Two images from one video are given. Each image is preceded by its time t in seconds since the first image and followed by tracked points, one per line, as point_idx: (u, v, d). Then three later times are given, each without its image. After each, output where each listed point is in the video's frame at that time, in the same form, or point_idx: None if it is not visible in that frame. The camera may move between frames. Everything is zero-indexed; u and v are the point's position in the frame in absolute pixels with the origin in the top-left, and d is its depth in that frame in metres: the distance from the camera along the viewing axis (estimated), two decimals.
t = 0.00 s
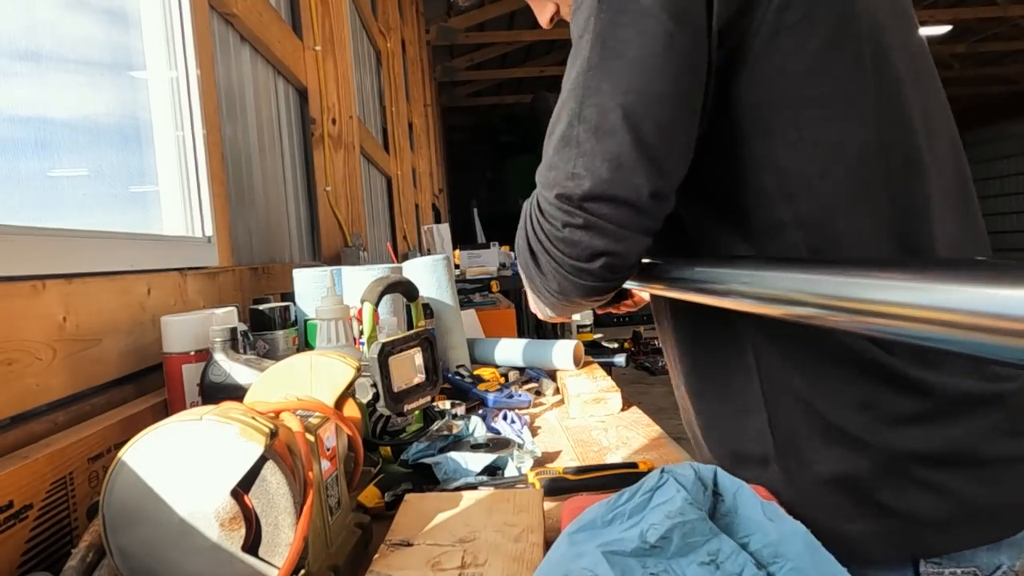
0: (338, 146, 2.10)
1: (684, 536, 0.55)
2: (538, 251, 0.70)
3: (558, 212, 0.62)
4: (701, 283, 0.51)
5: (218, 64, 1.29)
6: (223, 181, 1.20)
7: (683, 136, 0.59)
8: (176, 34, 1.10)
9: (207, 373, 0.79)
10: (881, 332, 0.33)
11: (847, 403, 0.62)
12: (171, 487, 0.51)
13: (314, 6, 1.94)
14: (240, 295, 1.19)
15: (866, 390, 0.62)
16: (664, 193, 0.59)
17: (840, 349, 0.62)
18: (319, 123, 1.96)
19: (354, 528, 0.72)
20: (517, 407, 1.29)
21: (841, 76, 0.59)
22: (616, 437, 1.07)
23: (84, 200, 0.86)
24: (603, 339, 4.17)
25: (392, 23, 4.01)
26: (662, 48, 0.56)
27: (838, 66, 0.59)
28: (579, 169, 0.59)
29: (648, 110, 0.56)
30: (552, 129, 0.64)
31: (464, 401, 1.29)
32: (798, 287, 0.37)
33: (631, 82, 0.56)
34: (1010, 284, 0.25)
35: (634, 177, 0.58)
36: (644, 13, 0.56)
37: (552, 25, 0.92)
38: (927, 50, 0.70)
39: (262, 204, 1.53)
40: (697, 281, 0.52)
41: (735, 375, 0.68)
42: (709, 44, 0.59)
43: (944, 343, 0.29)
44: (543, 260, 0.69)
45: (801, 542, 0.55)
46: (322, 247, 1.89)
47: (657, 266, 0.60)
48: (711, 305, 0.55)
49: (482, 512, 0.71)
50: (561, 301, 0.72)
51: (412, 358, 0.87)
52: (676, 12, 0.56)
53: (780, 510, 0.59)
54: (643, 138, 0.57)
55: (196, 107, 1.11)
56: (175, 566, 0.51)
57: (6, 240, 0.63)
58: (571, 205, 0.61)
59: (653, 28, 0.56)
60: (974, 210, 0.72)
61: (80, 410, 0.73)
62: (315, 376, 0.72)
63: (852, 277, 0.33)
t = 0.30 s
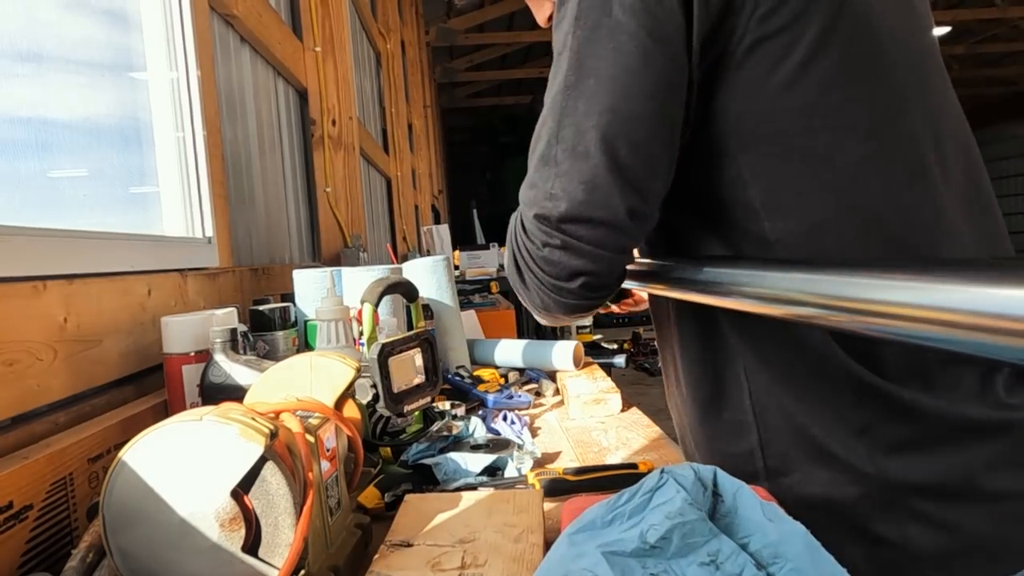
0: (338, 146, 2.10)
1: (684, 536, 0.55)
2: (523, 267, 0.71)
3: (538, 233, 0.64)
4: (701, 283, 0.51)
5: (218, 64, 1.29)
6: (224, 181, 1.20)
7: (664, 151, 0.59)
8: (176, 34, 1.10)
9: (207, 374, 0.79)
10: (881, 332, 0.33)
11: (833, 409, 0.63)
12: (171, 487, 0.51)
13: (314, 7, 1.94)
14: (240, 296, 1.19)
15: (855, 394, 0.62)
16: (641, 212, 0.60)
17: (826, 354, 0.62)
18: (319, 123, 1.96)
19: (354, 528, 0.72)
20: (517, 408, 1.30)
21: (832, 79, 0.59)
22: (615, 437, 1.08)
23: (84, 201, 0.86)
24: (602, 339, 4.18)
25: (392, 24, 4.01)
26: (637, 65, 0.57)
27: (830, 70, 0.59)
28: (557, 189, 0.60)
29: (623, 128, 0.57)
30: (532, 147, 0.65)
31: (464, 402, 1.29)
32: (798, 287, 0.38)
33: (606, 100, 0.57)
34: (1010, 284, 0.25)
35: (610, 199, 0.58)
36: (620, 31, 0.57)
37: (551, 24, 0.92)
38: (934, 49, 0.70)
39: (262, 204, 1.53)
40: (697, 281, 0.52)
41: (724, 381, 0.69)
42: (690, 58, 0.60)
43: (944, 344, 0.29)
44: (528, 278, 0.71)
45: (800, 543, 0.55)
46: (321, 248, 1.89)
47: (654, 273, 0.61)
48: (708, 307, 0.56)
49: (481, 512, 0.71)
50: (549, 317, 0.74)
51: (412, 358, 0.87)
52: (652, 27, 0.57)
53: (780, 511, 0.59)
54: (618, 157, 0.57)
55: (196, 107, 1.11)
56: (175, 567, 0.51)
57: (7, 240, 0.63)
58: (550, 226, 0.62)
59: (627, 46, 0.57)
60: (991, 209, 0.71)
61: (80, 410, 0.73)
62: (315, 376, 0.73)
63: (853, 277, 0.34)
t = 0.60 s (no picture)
0: (338, 146, 2.10)
1: (684, 536, 0.55)
2: (535, 280, 0.72)
3: (551, 242, 0.64)
4: (700, 283, 0.51)
5: (218, 64, 1.29)
6: (223, 181, 1.20)
7: (667, 152, 0.60)
8: (176, 34, 1.10)
9: (207, 374, 0.79)
10: (881, 332, 0.33)
11: (832, 410, 0.63)
12: (172, 488, 0.51)
13: (314, 7, 1.94)
14: (240, 296, 1.19)
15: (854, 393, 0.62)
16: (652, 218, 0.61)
17: (827, 354, 0.63)
18: (319, 123, 1.96)
19: (354, 528, 0.72)
20: (516, 407, 1.30)
21: (832, 78, 0.59)
22: (615, 437, 1.07)
23: (85, 201, 0.86)
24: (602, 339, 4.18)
25: (392, 24, 4.01)
26: (639, 71, 0.58)
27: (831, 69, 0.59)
28: (566, 198, 0.61)
29: (628, 134, 0.58)
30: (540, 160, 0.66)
31: (464, 402, 1.29)
32: (798, 287, 0.38)
33: (609, 107, 0.58)
34: (1010, 284, 0.25)
35: (619, 206, 0.59)
36: (622, 38, 0.58)
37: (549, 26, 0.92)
38: (931, 48, 0.70)
39: (262, 204, 1.53)
40: (697, 280, 0.51)
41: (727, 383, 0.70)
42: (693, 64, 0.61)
43: (944, 344, 0.29)
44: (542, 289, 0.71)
45: (801, 542, 0.55)
46: (321, 247, 1.89)
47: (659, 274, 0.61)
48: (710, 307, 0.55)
49: (481, 512, 0.71)
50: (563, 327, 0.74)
51: (412, 358, 0.87)
52: (653, 33, 0.58)
53: (780, 511, 0.59)
54: (626, 162, 0.58)
55: (196, 106, 1.12)
56: (175, 567, 0.51)
57: (8, 240, 0.63)
58: (564, 236, 0.62)
59: (629, 52, 0.58)
60: (995, 208, 0.70)
61: (80, 410, 0.73)
62: (314, 376, 0.73)
63: (853, 277, 0.34)
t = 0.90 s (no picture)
0: (338, 146, 2.09)
1: (684, 536, 0.55)
2: (550, 271, 0.70)
3: (572, 236, 0.63)
4: (701, 283, 0.51)
5: (218, 63, 1.29)
6: (223, 181, 1.20)
7: (697, 142, 0.59)
8: (176, 34, 1.10)
9: (207, 373, 0.79)
10: (881, 332, 0.33)
11: (856, 404, 0.62)
12: (172, 487, 0.51)
13: (314, 6, 1.94)
14: (240, 295, 1.19)
15: (878, 389, 0.61)
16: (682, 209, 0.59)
17: (850, 349, 0.62)
18: (319, 122, 1.96)
19: (354, 528, 0.72)
20: (517, 407, 1.30)
21: (836, 77, 0.59)
22: (615, 437, 1.07)
23: (84, 201, 0.86)
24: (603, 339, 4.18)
25: (392, 24, 4.01)
26: (679, 49, 0.56)
27: (860, 63, 0.59)
28: (591, 185, 0.60)
29: (664, 116, 0.56)
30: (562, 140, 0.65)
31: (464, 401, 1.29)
32: (799, 287, 0.38)
33: (647, 89, 0.57)
34: (1010, 284, 0.25)
35: (650, 196, 0.58)
36: (662, 12, 0.56)
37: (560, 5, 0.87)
38: (973, 38, 0.68)
39: (263, 204, 1.53)
40: (698, 280, 0.51)
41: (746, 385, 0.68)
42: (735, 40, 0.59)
43: (943, 345, 0.29)
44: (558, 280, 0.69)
45: (801, 543, 0.55)
46: (321, 247, 1.89)
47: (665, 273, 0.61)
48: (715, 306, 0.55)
49: (481, 512, 0.71)
50: (574, 321, 0.73)
51: (412, 358, 0.87)
52: (694, 10, 0.56)
53: (780, 511, 0.59)
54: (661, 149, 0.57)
55: (196, 105, 1.12)
56: (175, 566, 0.51)
57: (8, 239, 0.63)
58: (587, 228, 0.61)
59: (670, 28, 0.56)
60: None
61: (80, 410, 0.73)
62: (314, 375, 0.73)
63: (853, 277, 0.34)
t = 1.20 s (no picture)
0: (338, 146, 2.10)
1: (684, 536, 0.55)
2: (553, 265, 0.70)
3: (578, 230, 0.63)
4: (702, 283, 0.51)
5: (218, 64, 1.29)
6: (223, 181, 1.20)
7: (712, 146, 0.58)
8: (176, 35, 1.10)
9: (207, 374, 0.79)
10: (881, 332, 0.33)
11: (868, 408, 0.62)
12: (172, 488, 0.51)
13: (314, 7, 1.94)
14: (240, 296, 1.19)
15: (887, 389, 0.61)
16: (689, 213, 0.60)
17: (862, 351, 0.62)
18: (319, 123, 1.96)
19: (354, 528, 0.72)
20: (516, 408, 1.30)
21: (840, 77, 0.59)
22: (615, 437, 1.08)
23: (84, 201, 0.86)
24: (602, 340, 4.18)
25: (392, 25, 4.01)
26: (698, 52, 0.55)
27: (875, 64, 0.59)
28: (601, 183, 0.60)
29: (678, 120, 0.56)
30: (574, 134, 0.64)
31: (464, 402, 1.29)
32: (799, 287, 0.38)
33: (663, 90, 0.56)
34: (1010, 284, 0.25)
35: (659, 199, 0.58)
36: (684, 12, 0.55)
37: None
38: (990, 42, 0.67)
39: (263, 204, 1.53)
40: (699, 280, 0.51)
41: (753, 386, 0.68)
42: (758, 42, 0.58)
43: (943, 344, 0.29)
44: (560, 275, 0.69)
45: (801, 543, 0.55)
46: (321, 247, 1.89)
47: (667, 274, 0.61)
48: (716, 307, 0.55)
49: (481, 512, 0.71)
50: (573, 316, 0.73)
51: (412, 358, 0.87)
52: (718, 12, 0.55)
53: (780, 511, 0.59)
54: (673, 152, 0.57)
55: (196, 106, 1.12)
56: (176, 566, 0.51)
57: (8, 240, 0.63)
58: (593, 225, 0.61)
59: (691, 30, 0.55)
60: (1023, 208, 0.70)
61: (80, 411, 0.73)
62: (314, 376, 0.73)
63: (853, 277, 0.34)
